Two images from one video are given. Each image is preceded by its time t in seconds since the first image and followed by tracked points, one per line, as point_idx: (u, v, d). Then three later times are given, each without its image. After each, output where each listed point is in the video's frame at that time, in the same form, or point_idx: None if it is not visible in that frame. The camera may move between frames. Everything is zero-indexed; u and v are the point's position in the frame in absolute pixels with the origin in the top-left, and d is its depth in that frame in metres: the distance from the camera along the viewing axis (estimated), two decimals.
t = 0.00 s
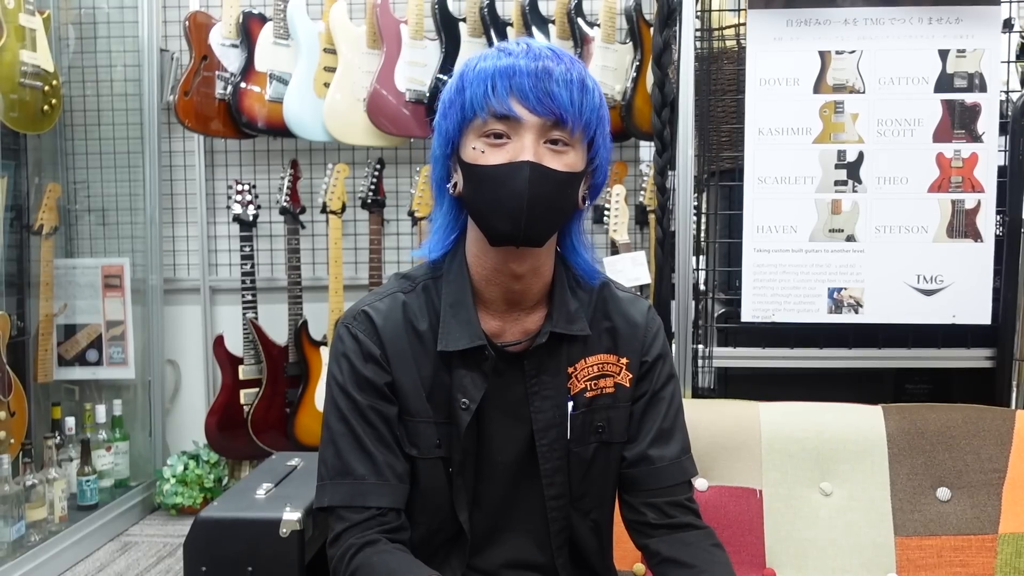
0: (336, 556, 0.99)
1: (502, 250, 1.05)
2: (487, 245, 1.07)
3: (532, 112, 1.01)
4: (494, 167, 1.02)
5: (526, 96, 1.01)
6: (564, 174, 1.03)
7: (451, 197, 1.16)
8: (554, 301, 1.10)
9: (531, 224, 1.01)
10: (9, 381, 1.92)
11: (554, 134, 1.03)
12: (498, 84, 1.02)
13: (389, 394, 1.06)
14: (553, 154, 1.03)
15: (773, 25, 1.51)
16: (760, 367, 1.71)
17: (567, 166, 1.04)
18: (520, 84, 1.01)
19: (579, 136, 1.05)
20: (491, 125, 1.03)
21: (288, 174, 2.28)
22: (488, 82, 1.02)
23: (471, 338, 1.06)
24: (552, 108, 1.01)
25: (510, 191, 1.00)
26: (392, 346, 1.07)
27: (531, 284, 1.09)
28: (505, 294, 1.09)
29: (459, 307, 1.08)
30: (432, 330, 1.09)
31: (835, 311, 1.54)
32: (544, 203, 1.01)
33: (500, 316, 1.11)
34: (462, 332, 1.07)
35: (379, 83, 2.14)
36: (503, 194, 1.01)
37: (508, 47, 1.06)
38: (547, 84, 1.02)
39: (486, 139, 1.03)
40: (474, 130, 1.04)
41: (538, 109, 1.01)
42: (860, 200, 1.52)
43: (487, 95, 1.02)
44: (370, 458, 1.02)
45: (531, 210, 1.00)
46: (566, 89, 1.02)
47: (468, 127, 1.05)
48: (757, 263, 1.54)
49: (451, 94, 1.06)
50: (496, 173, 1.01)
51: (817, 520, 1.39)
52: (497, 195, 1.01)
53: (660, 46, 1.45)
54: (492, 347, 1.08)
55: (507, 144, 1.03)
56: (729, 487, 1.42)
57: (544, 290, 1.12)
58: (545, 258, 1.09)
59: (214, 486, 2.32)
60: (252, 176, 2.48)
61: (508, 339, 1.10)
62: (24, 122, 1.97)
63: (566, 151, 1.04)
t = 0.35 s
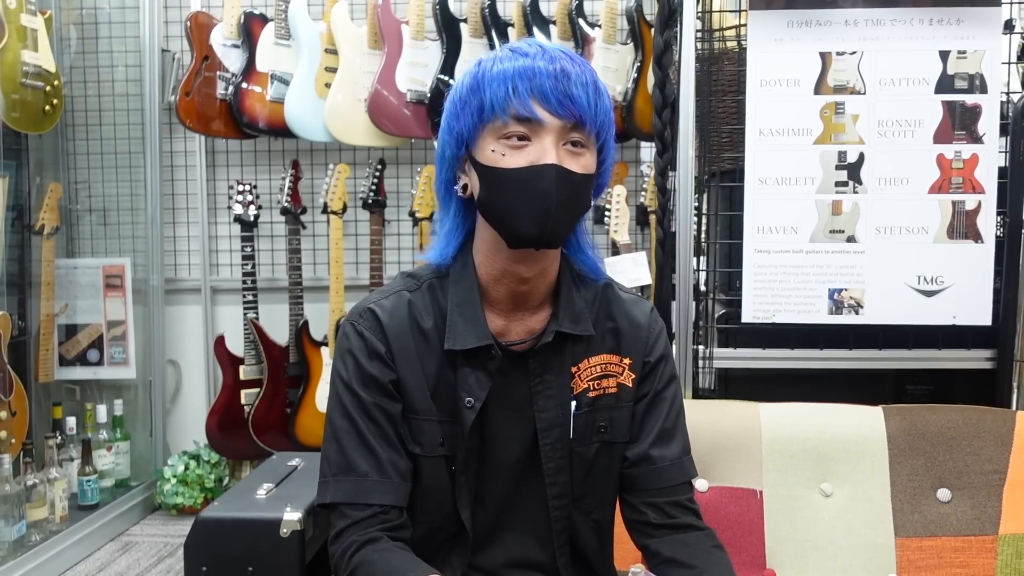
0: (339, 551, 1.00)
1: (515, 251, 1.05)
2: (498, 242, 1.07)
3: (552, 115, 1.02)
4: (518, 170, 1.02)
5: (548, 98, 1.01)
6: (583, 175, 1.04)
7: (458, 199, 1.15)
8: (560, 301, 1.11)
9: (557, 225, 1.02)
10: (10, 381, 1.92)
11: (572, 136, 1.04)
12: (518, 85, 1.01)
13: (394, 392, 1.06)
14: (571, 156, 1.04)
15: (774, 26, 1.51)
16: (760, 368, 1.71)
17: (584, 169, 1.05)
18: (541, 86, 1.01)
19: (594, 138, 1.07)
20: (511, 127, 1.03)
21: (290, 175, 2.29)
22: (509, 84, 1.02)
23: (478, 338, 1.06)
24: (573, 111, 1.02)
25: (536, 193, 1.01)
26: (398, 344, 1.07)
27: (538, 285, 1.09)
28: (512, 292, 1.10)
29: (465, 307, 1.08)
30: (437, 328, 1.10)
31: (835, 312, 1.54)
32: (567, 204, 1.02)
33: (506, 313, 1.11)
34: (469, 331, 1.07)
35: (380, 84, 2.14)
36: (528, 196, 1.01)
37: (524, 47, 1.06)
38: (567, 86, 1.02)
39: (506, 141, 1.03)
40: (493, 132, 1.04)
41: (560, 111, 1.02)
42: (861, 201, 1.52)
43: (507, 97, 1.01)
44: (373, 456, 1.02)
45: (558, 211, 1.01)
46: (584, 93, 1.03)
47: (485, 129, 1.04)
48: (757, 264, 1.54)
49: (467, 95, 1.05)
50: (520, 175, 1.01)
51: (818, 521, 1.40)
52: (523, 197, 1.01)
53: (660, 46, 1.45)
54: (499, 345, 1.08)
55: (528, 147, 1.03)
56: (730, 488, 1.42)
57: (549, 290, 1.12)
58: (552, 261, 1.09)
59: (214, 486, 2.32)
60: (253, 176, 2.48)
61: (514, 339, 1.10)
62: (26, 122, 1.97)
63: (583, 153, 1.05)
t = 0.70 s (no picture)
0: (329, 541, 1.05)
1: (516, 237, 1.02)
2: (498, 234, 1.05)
3: (543, 115, 0.99)
4: (530, 179, 0.99)
5: (536, 100, 0.97)
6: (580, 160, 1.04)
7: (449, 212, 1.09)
8: (558, 283, 1.07)
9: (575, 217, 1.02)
10: (10, 381, 1.92)
11: (561, 125, 1.02)
12: (504, 97, 0.96)
13: (384, 387, 1.02)
14: (565, 146, 1.03)
15: (774, 29, 1.51)
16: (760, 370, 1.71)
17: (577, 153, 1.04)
18: (527, 91, 0.97)
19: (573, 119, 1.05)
20: (508, 138, 0.99)
21: (290, 176, 2.29)
22: (496, 98, 0.96)
23: (480, 323, 1.02)
24: (559, 104, 1.00)
25: (552, 195, 0.99)
26: (394, 338, 1.03)
27: (538, 265, 1.07)
28: (513, 275, 1.07)
29: (466, 294, 1.05)
30: (436, 318, 1.05)
31: (835, 314, 1.54)
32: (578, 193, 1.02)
33: (505, 295, 1.08)
34: (473, 315, 1.03)
35: (380, 84, 2.15)
36: (546, 201, 0.99)
37: (485, 49, 0.99)
38: (547, 80, 0.99)
39: (505, 153, 1.00)
40: (491, 147, 0.99)
41: (548, 109, 0.99)
42: (861, 204, 1.53)
43: (497, 112, 0.96)
44: (352, 452, 1.01)
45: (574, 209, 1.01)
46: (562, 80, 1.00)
47: (482, 146, 1.00)
48: (757, 266, 1.55)
49: (449, 115, 0.99)
50: (532, 183, 0.99)
51: (816, 523, 1.40)
52: (542, 203, 0.99)
53: (660, 48, 1.45)
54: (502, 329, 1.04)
55: (527, 153, 1.00)
56: (729, 490, 1.42)
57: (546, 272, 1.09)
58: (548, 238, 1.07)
59: (214, 487, 2.32)
60: (253, 177, 2.48)
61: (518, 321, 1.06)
62: (27, 122, 1.97)
63: (571, 137, 1.04)
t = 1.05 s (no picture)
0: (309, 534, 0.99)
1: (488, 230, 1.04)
2: (472, 231, 1.06)
3: (490, 106, 1.02)
4: (483, 167, 1.01)
5: (480, 92, 1.01)
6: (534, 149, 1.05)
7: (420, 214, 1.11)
8: (534, 272, 1.09)
9: (534, 200, 1.02)
10: (10, 382, 1.92)
11: (511, 117, 1.04)
12: (449, 94, 1.00)
13: (374, 380, 1.02)
14: (516, 135, 1.04)
15: (775, 29, 1.51)
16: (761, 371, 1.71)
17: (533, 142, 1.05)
18: (470, 85, 1.00)
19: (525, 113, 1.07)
20: (458, 131, 1.01)
21: (290, 176, 2.28)
22: (442, 94, 1.00)
23: (464, 314, 1.03)
24: (504, 94, 1.03)
25: (506, 180, 1.01)
26: (382, 332, 1.03)
27: (512, 256, 1.08)
28: (490, 269, 1.08)
29: (447, 288, 1.06)
30: (422, 311, 1.06)
31: (836, 314, 1.54)
32: (533, 178, 1.03)
33: (484, 288, 1.09)
34: (455, 306, 1.04)
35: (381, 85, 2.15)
36: (499, 185, 1.01)
37: (429, 55, 1.04)
38: (490, 76, 1.02)
39: (458, 146, 1.02)
40: (443, 141, 1.02)
41: (493, 100, 1.02)
42: (862, 204, 1.53)
43: (444, 107, 1.00)
44: (346, 444, 1.00)
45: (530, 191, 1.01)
46: (505, 74, 1.04)
47: (434, 142, 1.02)
48: (758, 266, 1.55)
49: (402, 119, 1.02)
50: (486, 171, 1.01)
51: (817, 523, 1.40)
52: (496, 189, 1.00)
53: (661, 49, 1.45)
54: (484, 319, 1.05)
55: (481, 144, 1.02)
56: (730, 490, 1.42)
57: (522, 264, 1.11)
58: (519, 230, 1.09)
59: (215, 487, 2.32)
60: (253, 177, 2.48)
61: (496, 312, 1.07)
62: (27, 122, 1.97)
63: (524, 127, 1.05)
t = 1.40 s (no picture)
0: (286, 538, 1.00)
1: (457, 232, 1.05)
2: (445, 235, 1.06)
3: (433, 110, 1.04)
4: (435, 168, 1.03)
5: (422, 98, 1.03)
6: (486, 144, 1.07)
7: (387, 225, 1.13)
8: (512, 269, 1.08)
9: (490, 189, 1.04)
10: (11, 383, 1.92)
11: (459, 117, 1.07)
12: (392, 103, 1.02)
13: (357, 389, 1.03)
14: (466, 134, 1.06)
15: (776, 33, 1.51)
16: (763, 374, 1.71)
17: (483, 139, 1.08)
18: (411, 91, 1.03)
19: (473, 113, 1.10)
20: (407, 136, 1.04)
21: (291, 178, 2.28)
22: (386, 105, 1.02)
23: (441, 316, 1.04)
24: (447, 97, 1.05)
25: (458, 174, 1.03)
26: (366, 341, 1.04)
27: (490, 257, 1.08)
28: (469, 273, 1.08)
29: (425, 292, 1.06)
30: (407, 317, 1.07)
31: (837, 317, 1.54)
32: (488, 172, 1.05)
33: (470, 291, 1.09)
34: (437, 309, 1.04)
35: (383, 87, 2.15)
36: (452, 180, 1.03)
37: (372, 70, 1.07)
38: (432, 81, 1.04)
39: (409, 151, 1.04)
40: (395, 149, 1.04)
41: (437, 103, 1.04)
42: (863, 207, 1.53)
43: (389, 116, 1.02)
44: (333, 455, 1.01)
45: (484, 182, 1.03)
46: (446, 78, 1.06)
47: (387, 151, 1.05)
48: (759, 269, 1.55)
49: (353, 133, 1.05)
50: (439, 170, 1.03)
51: (819, 526, 1.40)
52: (451, 183, 1.02)
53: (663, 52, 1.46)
54: (463, 318, 1.05)
55: (430, 147, 1.04)
56: (731, 493, 1.42)
57: (503, 265, 1.10)
58: (494, 229, 1.09)
59: (216, 489, 2.32)
60: (255, 179, 2.48)
61: (480, 313, 1.07)
62: (28, 124, 1.97)
63: (472, 127, 1.08)
